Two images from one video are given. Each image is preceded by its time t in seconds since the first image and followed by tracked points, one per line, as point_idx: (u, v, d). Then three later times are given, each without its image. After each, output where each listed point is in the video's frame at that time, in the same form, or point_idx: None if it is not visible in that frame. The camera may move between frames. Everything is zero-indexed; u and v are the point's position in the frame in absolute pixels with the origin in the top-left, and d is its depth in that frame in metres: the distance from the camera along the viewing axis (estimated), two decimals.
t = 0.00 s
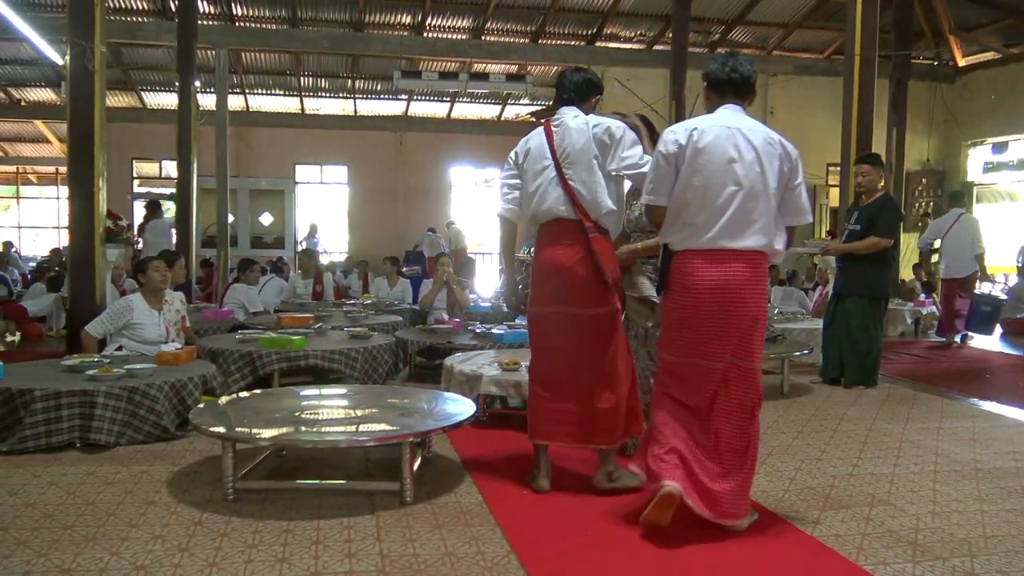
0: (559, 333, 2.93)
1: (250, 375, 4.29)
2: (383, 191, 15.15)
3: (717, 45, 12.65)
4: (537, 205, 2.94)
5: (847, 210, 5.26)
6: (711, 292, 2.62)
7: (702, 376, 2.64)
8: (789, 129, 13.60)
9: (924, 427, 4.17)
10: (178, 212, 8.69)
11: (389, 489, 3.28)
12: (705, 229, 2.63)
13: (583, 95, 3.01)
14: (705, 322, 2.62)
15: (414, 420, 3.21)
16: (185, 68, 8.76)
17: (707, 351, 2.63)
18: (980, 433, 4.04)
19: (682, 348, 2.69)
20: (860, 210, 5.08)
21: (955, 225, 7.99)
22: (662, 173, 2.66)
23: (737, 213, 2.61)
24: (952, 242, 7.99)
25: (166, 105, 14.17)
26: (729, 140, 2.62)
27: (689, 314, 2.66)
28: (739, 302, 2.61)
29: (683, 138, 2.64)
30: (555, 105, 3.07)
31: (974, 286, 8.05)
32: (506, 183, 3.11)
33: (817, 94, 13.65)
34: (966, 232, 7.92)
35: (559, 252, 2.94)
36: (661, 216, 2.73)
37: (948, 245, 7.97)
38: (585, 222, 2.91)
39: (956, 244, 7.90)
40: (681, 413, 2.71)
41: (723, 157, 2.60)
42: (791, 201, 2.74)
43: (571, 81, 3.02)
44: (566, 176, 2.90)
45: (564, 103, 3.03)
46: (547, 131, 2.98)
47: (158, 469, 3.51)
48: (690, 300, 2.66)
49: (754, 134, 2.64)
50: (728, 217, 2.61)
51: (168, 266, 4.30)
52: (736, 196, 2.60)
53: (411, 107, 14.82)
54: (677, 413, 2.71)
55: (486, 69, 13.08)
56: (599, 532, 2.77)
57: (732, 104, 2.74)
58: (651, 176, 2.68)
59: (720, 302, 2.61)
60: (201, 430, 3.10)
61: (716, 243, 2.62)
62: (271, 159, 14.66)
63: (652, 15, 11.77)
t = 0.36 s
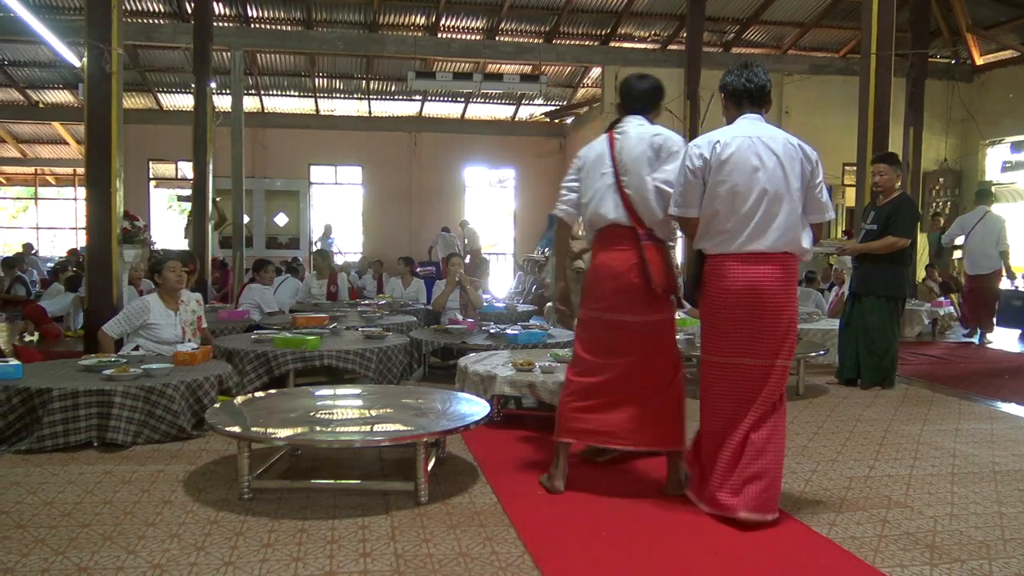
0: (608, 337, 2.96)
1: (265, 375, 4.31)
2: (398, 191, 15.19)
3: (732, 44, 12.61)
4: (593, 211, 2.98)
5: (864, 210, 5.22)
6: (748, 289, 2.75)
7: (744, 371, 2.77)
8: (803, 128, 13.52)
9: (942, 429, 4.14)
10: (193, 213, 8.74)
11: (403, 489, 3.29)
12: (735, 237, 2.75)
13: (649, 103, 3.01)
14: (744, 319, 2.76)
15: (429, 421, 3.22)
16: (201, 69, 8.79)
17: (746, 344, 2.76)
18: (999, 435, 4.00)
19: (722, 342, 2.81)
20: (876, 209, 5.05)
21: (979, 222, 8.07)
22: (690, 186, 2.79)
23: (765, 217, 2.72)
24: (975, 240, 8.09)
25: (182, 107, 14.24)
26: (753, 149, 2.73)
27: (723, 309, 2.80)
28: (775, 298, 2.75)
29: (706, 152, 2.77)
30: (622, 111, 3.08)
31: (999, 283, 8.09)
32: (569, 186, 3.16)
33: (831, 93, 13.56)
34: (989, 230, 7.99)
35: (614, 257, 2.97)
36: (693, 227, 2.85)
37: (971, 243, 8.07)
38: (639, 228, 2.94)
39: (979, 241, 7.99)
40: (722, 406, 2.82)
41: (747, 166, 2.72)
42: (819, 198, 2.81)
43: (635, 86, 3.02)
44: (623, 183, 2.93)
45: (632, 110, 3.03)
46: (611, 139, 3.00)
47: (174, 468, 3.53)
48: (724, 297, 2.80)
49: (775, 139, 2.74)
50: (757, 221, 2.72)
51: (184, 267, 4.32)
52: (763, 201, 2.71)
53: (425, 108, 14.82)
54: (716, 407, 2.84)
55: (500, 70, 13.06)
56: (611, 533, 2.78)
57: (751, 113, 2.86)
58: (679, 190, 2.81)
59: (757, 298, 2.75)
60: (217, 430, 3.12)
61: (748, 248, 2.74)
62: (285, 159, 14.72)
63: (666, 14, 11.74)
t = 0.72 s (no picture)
0: (672, 339, 3.03)
1: (282, 375, 4.34)
2: (413, 192, 15.25)
3: (748, 43, 12.55)
4: (663, 203, 3.01)
5: (882, 209, 5.19)
6: (800, 287, 2.88)
7: (797, 364, 2.93)
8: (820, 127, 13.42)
9: (961, 430, 4.11)
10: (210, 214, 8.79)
11: (420, 489, 3.29)
12: (777, 235, 2.87)
13: (726, 104, 3.06)
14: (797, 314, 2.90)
15: (445, 421, 3.22)
16: (218, 72, 8.84)
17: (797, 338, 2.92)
18: (1020, 436, 3.96)
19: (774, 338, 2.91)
20: (895, 209, 5.01)
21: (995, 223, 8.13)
22: (734, 187, 2.87)
23: (805, 217, 2.85)
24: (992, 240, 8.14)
25: (199, 109, 14.35)
26: (795, 150, 2.82)
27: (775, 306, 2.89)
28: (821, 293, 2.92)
29: (749, 153, 2.85)
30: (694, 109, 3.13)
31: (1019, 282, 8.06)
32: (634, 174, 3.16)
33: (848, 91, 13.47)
34: (1005, 229, 8.04)
35: (677, 250, 3.03)
36: (735, 226, 2.94)
37: (988, 242, 8.11)
38: (706, 227, 3.02)
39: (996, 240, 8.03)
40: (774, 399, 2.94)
41: (790, 167, 2.82)
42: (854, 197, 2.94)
43: (716, 84, 3.04)
44: (692, 179, 2.98)
45: (707, 108, 3.07)
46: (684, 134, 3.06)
47: (192, 467, 3.55)
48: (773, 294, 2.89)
49: (814, 140, 2.85)
50: (798, 221, 2.85)
51: (201, 268, 4.35)
52: (806, 201, 2.83)
53: (441, 109, 14.84)
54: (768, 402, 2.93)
55: (515, 70, 13.06)
56: (625, 535, 2.78)
57: (788, 114, 2.95)
58: (723, 191, 2.90)
59: (807, 294, 2.90)
60: (234, 430, 3.14)
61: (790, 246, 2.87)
62: (302, 161, 14.80)
63: (682, 14, 11.69)
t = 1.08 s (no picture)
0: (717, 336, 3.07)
1: (298, 375, 4.35)
2: (428, 192, 15.27)
3: (765, 42, 12.48)
4: (705, 210, 3.04)
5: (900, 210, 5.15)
6: (853, 285, 2.85)
7: (846, 366, 2.88)
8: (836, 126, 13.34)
9: (981, 432, 4.07)
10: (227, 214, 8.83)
11: (435, 489, 3.30)
12: (843, 231, 2.86)
13: (756, 115, 3.13)
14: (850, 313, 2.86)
15: (460, 422, 3.22)
16: (235, 73, 8.87)
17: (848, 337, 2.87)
18: None
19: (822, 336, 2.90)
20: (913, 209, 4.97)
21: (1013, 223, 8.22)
22: (799, 182, 2.89)
23: (871, 214, 2.85)
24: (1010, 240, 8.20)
25: (216, 110, 14.44)
26: (861, 148, 2.86)
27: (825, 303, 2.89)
28: (878, 294, 2.87)
29: (817, 150, 2.88)
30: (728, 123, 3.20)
31: None
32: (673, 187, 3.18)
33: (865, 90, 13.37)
34: None
35: (721, 253, 3.06)
36: (798, 221, 2.95)
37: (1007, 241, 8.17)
38: (747, 236, 3.03)
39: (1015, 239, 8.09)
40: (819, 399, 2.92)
41: (858, 163, 2.84)
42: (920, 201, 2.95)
43: (745, 98, 3.12)
44: (734, 187, 3.02)
45: (738, 120, 3.16)
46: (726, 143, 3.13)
47: (210, 466, 3.58)
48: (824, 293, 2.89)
49: (883, 140, 2.88)
50: (864, 218, 2.84)
51: (217, 269, 4.38)
52: (871, 198, 2.84)
53: (457, 109, 14.86)
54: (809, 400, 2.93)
55: (531, 70, 13.08)
56: (640, 535, 2.77)
57: (856, 114, 2.99)
58: (788, 185, 2.92)
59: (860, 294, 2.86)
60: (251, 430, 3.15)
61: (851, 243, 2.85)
62: (317, 162, 14.85)
63: (698, 14, 11.64)
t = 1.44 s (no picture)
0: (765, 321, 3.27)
1: (317, 375, 4.39)
2: (446, 193, 15.27)
3: (784, 42, 12.39)
4: (744, 214, 3.29)
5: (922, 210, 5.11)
6: (887, 282, 2.91)
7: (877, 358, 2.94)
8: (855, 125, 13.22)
9: (1004, 434, 4.03)
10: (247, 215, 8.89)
11: (453, 489, 3.31)
12: (883, 232, 2.92)
13: (787, 117, 3.36)
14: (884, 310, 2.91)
15: (478, 422, 3.22)
16: (255, 75, 8.93)
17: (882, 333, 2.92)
18: None
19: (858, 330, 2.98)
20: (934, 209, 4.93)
21: None
22: (838, 185, 2.96)
23: (911, 216, 2.89)
24: None
25: (236, 111, 14.55)
26: (900, 151, 2.90)
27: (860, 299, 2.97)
28: (916, 295, 2.89)
29: (857, 153, 2.94)
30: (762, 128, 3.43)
31: None
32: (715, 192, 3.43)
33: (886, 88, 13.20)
34: None
35: (760, 251, 3.29)
36: (839, 223, 3.03)
37: None
38: (787, 232, 3.25)
39: None
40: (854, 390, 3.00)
41: (897, 166, 2.89)
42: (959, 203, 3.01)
43: (774, 103, 3.35)
44: (772, 188, 3.26)
45: (772, 124, 3.38)
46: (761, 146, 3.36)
47: (229, 466, 3.60)
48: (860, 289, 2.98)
49: (923, 141, 2.92)
50: (903, 219, 2.89)
51: (237, 269, 4.41)
52: (911, 201, 2.89)
53: (474, 110, 14.87)
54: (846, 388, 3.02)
55: (548, 70, 13.08)
56: (658, 536, 2.77)
57: (896, 116, 3.04)
58: (829, 189, 2.99)
59: (896, 292, 2.90)
60: (270, 429, 3.17)
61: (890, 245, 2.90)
62: (337, 163, 14.92)
63: (716, 13, 11.61)
